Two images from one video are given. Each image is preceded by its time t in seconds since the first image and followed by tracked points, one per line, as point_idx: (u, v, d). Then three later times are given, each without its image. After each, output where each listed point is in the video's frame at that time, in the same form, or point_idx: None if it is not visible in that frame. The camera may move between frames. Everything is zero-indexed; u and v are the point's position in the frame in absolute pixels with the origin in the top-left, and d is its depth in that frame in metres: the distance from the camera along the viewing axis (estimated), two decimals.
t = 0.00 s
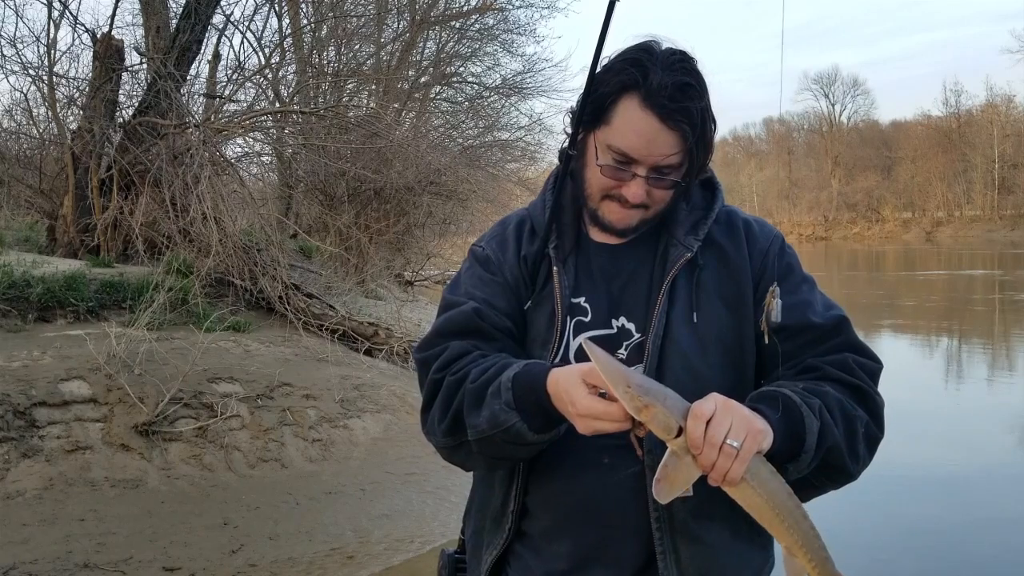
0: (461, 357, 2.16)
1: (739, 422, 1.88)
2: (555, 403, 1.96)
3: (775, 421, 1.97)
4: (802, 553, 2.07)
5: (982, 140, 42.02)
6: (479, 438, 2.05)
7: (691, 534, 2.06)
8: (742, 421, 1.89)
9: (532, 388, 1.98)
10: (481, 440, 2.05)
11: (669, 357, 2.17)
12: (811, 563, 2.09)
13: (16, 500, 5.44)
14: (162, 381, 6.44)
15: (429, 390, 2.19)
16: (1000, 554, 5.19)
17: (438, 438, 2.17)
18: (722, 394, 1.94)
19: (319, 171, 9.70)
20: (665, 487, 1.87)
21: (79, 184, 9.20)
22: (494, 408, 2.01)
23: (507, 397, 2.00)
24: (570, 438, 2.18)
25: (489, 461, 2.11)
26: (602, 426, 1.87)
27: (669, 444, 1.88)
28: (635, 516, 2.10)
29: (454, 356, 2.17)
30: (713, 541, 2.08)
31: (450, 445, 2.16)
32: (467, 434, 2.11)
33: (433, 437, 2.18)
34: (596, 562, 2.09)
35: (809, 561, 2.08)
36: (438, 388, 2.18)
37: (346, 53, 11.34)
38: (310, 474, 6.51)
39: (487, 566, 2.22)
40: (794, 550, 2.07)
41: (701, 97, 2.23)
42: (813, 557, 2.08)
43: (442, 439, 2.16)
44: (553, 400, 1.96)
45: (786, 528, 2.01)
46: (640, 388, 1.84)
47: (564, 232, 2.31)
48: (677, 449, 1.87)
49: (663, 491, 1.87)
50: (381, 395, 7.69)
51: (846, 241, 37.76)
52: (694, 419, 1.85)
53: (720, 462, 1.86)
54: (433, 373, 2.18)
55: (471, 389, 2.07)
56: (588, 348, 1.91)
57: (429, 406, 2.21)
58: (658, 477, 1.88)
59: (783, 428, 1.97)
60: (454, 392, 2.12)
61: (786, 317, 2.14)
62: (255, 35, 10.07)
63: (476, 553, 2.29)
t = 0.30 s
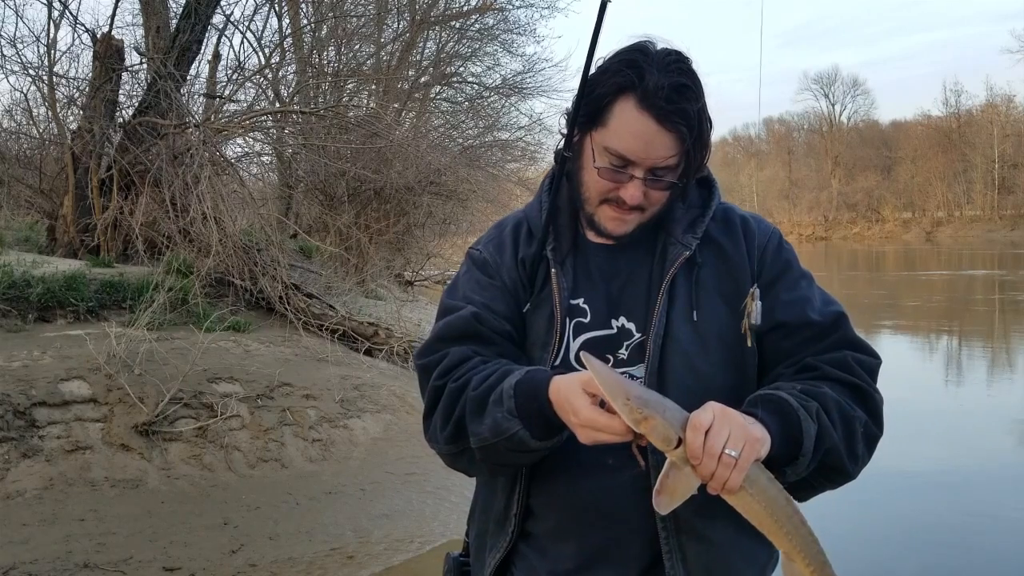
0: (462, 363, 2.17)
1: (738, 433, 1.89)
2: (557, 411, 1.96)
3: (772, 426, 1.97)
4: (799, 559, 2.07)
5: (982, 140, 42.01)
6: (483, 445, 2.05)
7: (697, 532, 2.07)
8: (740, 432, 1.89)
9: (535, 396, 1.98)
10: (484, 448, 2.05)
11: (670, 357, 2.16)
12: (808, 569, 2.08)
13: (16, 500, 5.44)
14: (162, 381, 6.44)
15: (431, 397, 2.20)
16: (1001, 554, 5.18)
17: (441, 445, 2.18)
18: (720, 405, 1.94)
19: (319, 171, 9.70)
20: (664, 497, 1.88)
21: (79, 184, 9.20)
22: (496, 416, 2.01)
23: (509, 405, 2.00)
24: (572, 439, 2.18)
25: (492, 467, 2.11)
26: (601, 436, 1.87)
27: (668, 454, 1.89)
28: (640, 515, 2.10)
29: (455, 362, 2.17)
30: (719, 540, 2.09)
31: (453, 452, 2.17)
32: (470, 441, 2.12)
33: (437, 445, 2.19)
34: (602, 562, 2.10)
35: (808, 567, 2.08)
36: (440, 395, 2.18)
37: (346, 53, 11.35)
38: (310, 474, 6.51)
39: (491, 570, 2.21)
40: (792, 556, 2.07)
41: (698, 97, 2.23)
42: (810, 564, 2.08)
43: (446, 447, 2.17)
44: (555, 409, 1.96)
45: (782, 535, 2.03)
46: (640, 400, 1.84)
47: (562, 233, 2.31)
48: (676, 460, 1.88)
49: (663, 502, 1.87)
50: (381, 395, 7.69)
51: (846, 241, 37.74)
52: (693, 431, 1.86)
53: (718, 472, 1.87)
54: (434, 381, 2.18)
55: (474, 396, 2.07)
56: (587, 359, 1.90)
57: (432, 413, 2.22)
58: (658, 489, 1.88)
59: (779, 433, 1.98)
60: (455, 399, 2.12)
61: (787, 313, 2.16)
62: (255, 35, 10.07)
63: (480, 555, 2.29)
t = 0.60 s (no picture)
0: (464, 377, 2.17)
1: (742, 445, 1.89)
2: (566, 420, 1.96)
3: (772, 434, 1.97)
4: (791, 566, 2.09)
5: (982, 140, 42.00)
6: (493, 460, 2.05)
7: (704, 532, 2.07)
8: (744, 444, 1.89)
9: (544, 408, 1.98)
10: (495, 462, 2.05)
11: (671, 359, 2.16)
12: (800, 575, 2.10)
13: (16, 500, 5.43)
14: (162, 381, 6.44)
15: (434, 413, 2.19)
16: (1001, 554, 5.19)
17: (449, 461, 2.18)
18: (726, 415, 1.94)
19: (319, 171, 9.70)
20: (663, 503, 1.89)
21: (79, 184, 9.20)
22: (506, 430, 2.01)
23: (518, 418, 2.00)
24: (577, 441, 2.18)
25: (499, 476, 2.11)
26: (612, 444, 1.87)
27: (671, 463, 1.89)
28: (648, 516, 2.10)
29: (457, 376, 2.17)
30: (726, 539, 2.09)
31: (461, 466, 2.17)
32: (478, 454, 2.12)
33: (444, 460, 2.20)
34: (610, 563, 2.10)
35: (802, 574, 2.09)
36: (444, 410, 2.18)
37: (346, 53, 11.35)
38: (310, 474, 6.51)
39: None
40: (785, 565, 2.09)
41: (690, 95, 2.23)
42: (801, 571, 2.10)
43: (454, 461, 2.17)
44: (564, 417, 1.96)
45: (777, 543, 2.05)
46: (647, 409, 1.83)
47: (557, 237, 2.30)
48: (678, 469, 1.88)
49: (661, 509, 1.89)
50: (381, 395, 7.69)
51: (846, 241, 37.73)
52: (697, 442, 1.86)
53: (720, 484, 1.87)
54: (437, 396, 2.18)
55: (481, 410, 2.07)
56: (599, 364, 1.89)
57: (436, 427, 2.22)
58: (659, 497, 1.89)
59: (779, 441, 1.97)
60: (461, 414, 2.12)
61: (784, 308, 2.17)
62: (255, 35, 10.06)
63: (485, 562, 2.28)
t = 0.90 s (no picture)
0: (466, 384, 2.17)
1: (750, 445, 1.90)
2: (574, 424, 1.95)
3: (778, 433, 1.97)
4: (799, 565, 2.09)
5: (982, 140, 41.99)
6: (500, 466, 2.05)
7: (712, 532, 2.07)
8: (752, 444, 1.90)
9: (550, 411, 1.98)
10: (501, 468, 2.05)
11: (672, 360, 2.16)
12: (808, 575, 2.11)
13: (16, 500, 5.43)
14: (162, 381, 6.43)
15: (438, 422, 2.19)
16: (1001, 553, 5.19)
17: (456, 468, 2.19)
18: (733, 416, 1.94)
19: (319, 171, 9.70)
20: (672, 504, 1.87)
21: (79, 184, 9.19)
22: (512, 435, 2.01)
23: (524, 423, 2.00)
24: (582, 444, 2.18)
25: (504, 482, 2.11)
26: (623, 446, 1.85)
27: (680, 464, 1.87)
28: (654, 516, 2.10)
29: (459, 384, 2.17)
30: (732, 539, 2.10)
31: (468, 473, 2.17)
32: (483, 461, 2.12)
33: (451, 468, 2.20)
34: (618, 564, 2.10)
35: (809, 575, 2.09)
36: (447, 418, 2.18)
37: (346, 53, 11.35)
38: (310, 474, 6.51)
39: None
40: (793, 565, 2.09)
41: (689, 93, 2.23)
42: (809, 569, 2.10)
43: (459, 468, 2.18)
44: (572, 422, 1.95)
45: (784, 543, 2.05)
46: (658, 409, 1.81)
47: (556, 239, 2.29)
48: (688, 469, 1.86)
49: (670, 510, 1.86)
50: (381, 395, 7.69)
51: (846, 241, 37.73)
52: (708, 442, 1.85)
53: (729, 484, 1.87)
54: (440, 405, 2.18)
55: (487, 415, 2.07)
56: (610, 365, 1.88)
57: (441, 436, 2.22)
58: (668, 497, 1.87)
59: (785, 440, 1.97)
60: (465, 422, 2.13)
61: (785, 306, 2.18)
62: (255, 35, 10.05)
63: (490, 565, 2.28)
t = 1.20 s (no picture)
0: (468, 389, 2.16)
1: (759, 449, 1.90)
2: (580, 426, 1.94)
3: (784, 438, 1.97)
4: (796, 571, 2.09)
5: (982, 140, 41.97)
6: (506, 469, 2.05)
7: (714, 533, 2.08)
8: (761, 449, 1.90)
9: (556, 414, 1.98)
10: (506, 471, 2.05)
11: (674, 361, 2.16)
12: None
13: (16, 500, 5.43)
14: (162, 381, 6.43)
15: (439, 428, 2.19)
16: (1001, 554, 5.19)
17: (459, 473, 2.18)
18: (744, 420, 1.95)
19: (319, 171, 9.70)
20: (678, 505, 1.88)
21: (79, 184, 9.19)
22: (518, 440, 2.01)
23: (530, 427, 2.00)
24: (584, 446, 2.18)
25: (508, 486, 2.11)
26: (631, 448, 1.84)
27: (688, 465, 1.87)
28: (657, 518, 2.11)
29: (460, 389, 2.17)
30: (734, 540, 2.10)
31: (472, 478, 2.17)
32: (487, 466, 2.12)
33: (454, 473, 2.20)
34: (620, 565, 2.10)
35: None
36: (449, 423, 2.18)
37: (346, 53, 11.35)
38: (310, 474, 6.51)
39: None
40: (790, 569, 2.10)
41: (694, 95, 2.24)
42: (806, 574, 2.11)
43: (461, 474, 2.17)
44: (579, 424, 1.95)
45: (784, 547, 2.05)
46: (671, 412, 1.80)
47: (556, 239, 2.30)
48: (694, 471, 1.87)
49: (675, 510, 1.87)
50: (381, 395, 7.69)
51: (846, 241, 37.74)
52: (717, 446, 1.86)
53: (736, 488, 1.88)
54: (442, 411, 2.18)
55: (491, 419, 2.07)
56: (625, 366, 1.87)
57: (443, 442, 2.22)
58: (674, 499, 1.88)
59: (790, 444, 1.97)
60: (468, 426, 2.12)
61: (787, 307, 2.17)
62: (255, 35, 10.05)
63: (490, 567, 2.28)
